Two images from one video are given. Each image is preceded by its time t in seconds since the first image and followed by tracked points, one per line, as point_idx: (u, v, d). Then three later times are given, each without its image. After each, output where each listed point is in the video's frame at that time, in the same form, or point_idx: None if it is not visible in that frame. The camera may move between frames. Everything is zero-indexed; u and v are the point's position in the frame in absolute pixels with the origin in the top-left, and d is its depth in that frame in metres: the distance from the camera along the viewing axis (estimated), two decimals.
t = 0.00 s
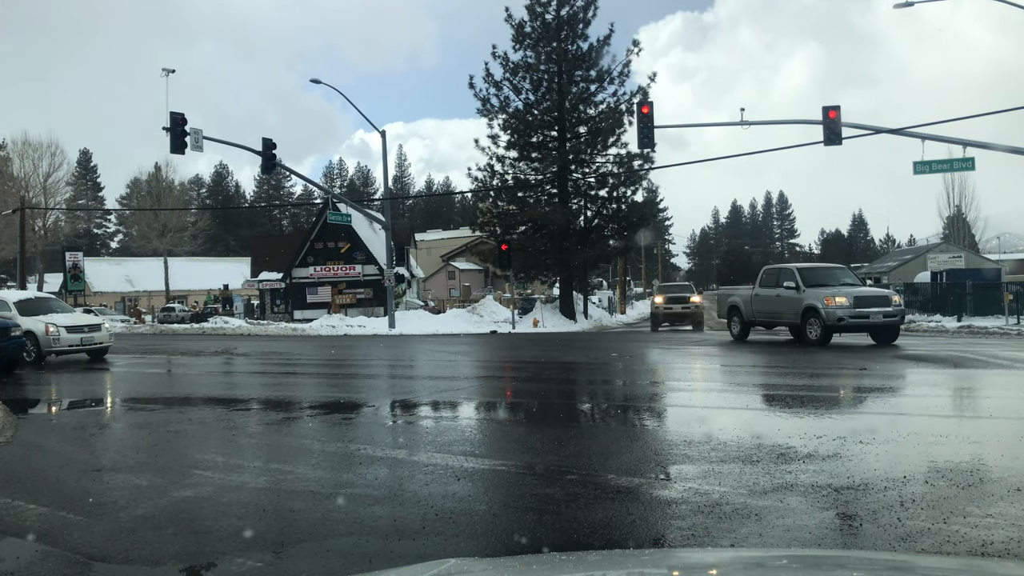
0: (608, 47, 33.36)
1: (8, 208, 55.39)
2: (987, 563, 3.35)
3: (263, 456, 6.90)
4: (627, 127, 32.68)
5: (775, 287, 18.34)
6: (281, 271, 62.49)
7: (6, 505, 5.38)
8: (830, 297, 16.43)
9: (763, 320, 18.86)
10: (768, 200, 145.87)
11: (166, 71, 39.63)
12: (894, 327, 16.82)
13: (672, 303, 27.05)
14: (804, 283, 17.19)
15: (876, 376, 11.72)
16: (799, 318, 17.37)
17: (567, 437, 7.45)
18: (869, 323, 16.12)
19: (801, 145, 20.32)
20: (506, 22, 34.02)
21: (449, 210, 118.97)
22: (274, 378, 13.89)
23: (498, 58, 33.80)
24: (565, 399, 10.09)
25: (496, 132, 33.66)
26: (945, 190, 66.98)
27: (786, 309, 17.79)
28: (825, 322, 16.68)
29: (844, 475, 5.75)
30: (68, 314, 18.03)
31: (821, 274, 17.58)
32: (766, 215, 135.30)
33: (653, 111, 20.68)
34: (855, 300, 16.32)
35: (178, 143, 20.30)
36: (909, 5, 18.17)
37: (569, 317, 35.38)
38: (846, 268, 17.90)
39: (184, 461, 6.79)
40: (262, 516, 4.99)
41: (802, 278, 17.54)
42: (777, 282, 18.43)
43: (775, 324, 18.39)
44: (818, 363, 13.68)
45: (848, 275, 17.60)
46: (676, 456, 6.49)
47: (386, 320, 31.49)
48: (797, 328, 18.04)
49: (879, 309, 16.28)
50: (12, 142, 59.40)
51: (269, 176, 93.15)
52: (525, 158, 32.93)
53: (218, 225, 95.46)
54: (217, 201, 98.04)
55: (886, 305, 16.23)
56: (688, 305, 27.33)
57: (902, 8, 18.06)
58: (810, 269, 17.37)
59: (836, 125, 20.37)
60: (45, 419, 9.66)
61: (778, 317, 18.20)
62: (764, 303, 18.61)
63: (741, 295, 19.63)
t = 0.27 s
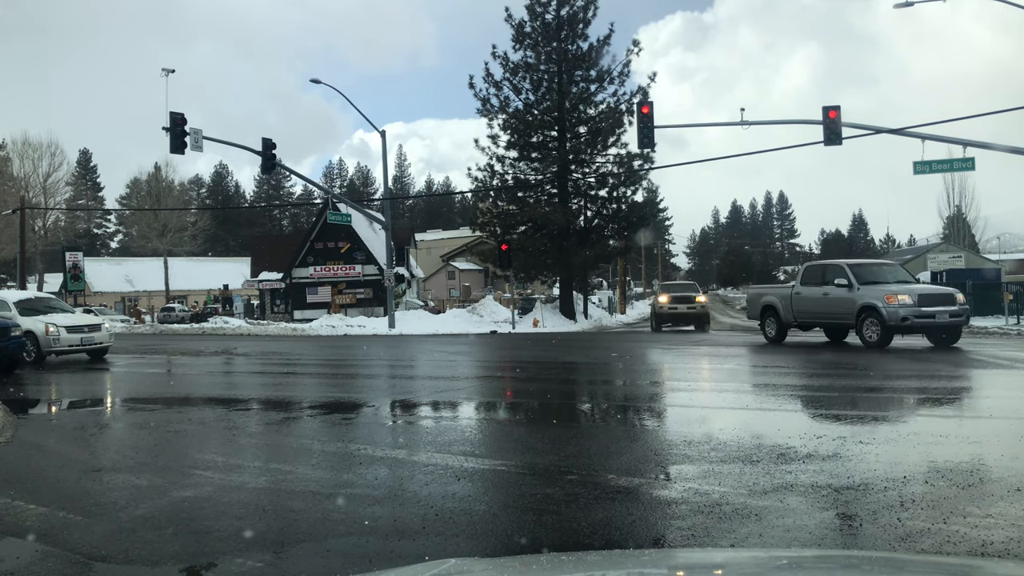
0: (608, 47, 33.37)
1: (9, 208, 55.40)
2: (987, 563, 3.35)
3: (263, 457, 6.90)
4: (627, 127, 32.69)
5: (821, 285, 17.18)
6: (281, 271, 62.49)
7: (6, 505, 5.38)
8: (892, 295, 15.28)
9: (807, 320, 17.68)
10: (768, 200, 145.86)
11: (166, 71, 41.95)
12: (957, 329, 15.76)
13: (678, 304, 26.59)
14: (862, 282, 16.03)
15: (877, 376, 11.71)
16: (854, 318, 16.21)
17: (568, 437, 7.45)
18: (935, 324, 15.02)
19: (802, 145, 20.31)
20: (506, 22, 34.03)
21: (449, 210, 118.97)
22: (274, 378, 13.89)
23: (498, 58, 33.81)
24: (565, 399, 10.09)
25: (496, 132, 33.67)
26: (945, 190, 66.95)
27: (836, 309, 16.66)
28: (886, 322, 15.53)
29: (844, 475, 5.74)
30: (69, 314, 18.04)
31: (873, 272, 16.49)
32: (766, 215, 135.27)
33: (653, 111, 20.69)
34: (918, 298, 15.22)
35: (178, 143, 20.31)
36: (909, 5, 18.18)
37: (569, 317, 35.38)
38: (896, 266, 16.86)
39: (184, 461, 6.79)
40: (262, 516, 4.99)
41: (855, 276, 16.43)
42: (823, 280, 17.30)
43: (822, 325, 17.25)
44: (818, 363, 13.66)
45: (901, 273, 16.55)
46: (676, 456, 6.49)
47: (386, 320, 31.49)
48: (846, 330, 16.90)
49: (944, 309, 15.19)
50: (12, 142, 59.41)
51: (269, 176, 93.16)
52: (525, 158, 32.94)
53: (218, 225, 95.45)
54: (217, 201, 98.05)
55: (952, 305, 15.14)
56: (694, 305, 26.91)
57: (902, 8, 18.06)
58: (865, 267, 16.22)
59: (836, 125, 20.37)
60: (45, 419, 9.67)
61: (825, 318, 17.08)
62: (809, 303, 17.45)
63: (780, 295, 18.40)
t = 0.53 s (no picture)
0: (608, 47, 33.39)
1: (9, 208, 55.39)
2: (986, 562, 3.36)
3: (263, 456, 6.90)
4: (627, 127, 32.70)
5: (881, 284, 15.65)
6: (281, 271, 62.49)
7: (6, 505, 5.38)
8: (971, 293, 13.79)
9: (861, 321, 16.21)
10: (768, 200, 145.84)
11: (166, 71, 39.24)
12: None
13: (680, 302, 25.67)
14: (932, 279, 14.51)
15: (877, 376, 11.70)
16: (924, 318, 14.75)
17: (568, 437, 7.45)
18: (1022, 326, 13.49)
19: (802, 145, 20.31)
20: (506, 22, 34.05)
21: (449, 210, 118.95)
22: (274, 378, 13.88)
23: (498, 58, 33.81)
24: (565, 399, 10.09)
25: (496, 132, 33.67)
26: (945, 189, 66.90)
27: (901, 310, 15.12)
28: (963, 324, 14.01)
29: (844, 475, 5.74)
30: (68, 314, 18.03)
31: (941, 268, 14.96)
32: (766, 215, 135.23)
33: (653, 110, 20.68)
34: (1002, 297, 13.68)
35: (178, 143, 20.31)
36: (909, 5, 18.18)
37: (569, 317, 35.37)
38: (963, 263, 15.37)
39: (185, 461, 6.79)
40: (262, 516, 4.99)
41: (922, 272, 14.94)
42: (881, 277, 15.79)
43: (883, 326, 15.69)
44: (818, 363, 13.65)
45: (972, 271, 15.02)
46: (677, 456, 6.49)
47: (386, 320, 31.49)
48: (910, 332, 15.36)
49: None
50: (12, 142, 59.39)
51: (269, 176, 93.17)
52: (525, 158, 32.93)
53: (218, 225, 95.44)
54: (217, 201, 98.05)
55: None
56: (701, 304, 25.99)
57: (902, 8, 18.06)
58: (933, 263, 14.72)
59: (836, 125, 20.37)
60: (46, 419, 9.66)
61: (886, 319, 15.54)
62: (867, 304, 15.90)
63: (828, 294, 16.84)
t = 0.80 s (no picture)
0: (608, 47, 33.41)
1: (9, 208, 55.43)
2: (986, 562, 3.36)
3: (263, 456, 6.90)
4: (627, 127, 32.71)
5: (957, 282, 14.42)
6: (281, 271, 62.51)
7: (7, 505, 5.38)
8: None
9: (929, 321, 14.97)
10: (768, 200, 145.78)
11: (166, 71, 37.30)
12: None
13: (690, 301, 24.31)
14: None
15: (877, 376, 11.68)
16: (1011, 319, 13.43)
17: (568, 436, 7.46)
18: None
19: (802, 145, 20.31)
20: (506, 22, 34.08)
21: (449, 210, 118.94)
22: (274, 378, 13.88)
23: (498, 58, 33.83)
24: (565, 399, 10.09)
25: (496, 132, 33.69)
26: (946, 189, 66.82)
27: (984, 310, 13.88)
28: None
29: (844, 475, 5.74)
30: (69, 314, 18.05)
31: None
32: (766, 215, 135.19)
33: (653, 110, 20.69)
34: None
35: (178, 143, 20.32)
36: (909, 4, 18.18)
37: (569, 317, 35.38)
38: None
39: (185, 460, 6.79)
40: (262, 516, 4.98)
41: (1007, 268, 13.74)
42: (956, 274, 14.57)
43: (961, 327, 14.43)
44: (818, 363, 13.64)
45: None
46: (676, 456, 6.50)
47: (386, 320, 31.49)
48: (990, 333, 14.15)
49: None
50: (12, 142, 59.42)
51: (269, 176, 93.20)
52: (525, 158, 32.93)
53: (218, 225, 95.45)
54: (217, 201, 98.09)
55: None
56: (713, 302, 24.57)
57: (902, 7, 18.05)
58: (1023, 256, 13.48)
59: (836, 125, 20.35)
60: (46, 419, 9.66)
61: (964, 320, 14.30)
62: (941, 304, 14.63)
63: (889, 292, 15.57)
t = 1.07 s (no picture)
0: (608, 47, 33.41)
1: (9, 208, 55.44)
2: (986, 562, 3.36)
3: (263, 456, 6.90)
4: (627, 127, 32.71)
5: None
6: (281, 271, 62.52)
7: (7, 505, 5.38)
8: None
9: (1018, 323, 14.12)
10: (768, 199, 145.67)
11: (166, 71, 32.69)
12: None
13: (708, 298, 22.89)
14: None
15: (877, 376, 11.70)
16: None
17: (568, 436, 7.45)
18: None
19: (801, 145, 20.30)
20: (507, 22, 34.08)
21: (449, 210, 118.90)
22: (274, 378, 13.88)
23: (498, 58, 33.82)
24: (565, 399, 10.09)
25: (496, 132, 33.69)
26: (946, 189, 66.65)
27: None
28: None
29: (844, 475, 5.74)
30: (69, 314, 18.05)
31: None
32: (766, 215, 135.06)
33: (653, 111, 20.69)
34: None
35: (178, 143, 20.31)
36: (909, 5, 18.17)
37: (569, 317, 35.38)
38: None
39: (185, 461, 6.79)
40: (261, 516, 4.98)
41: None
42: None
43: None
44: (818, 363, 13.65)
45: None
46: (676, 456, 6.50)
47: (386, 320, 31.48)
48: None
49: None
50: (12, 142, 59.39)
51: (269, 176, 93.18)
52: (525, 158, 32.92)
53: (218, 225, 95.44)
54: (217, 201, 98.10)
55: None
56: (728, 302, 23.19)
57: (902, 7, 18.03)
58: None
59: (836, 125, 20.35)
60: (46, 419, 9.66)
61: None
62: None
63: (971, 292, 14.69)
